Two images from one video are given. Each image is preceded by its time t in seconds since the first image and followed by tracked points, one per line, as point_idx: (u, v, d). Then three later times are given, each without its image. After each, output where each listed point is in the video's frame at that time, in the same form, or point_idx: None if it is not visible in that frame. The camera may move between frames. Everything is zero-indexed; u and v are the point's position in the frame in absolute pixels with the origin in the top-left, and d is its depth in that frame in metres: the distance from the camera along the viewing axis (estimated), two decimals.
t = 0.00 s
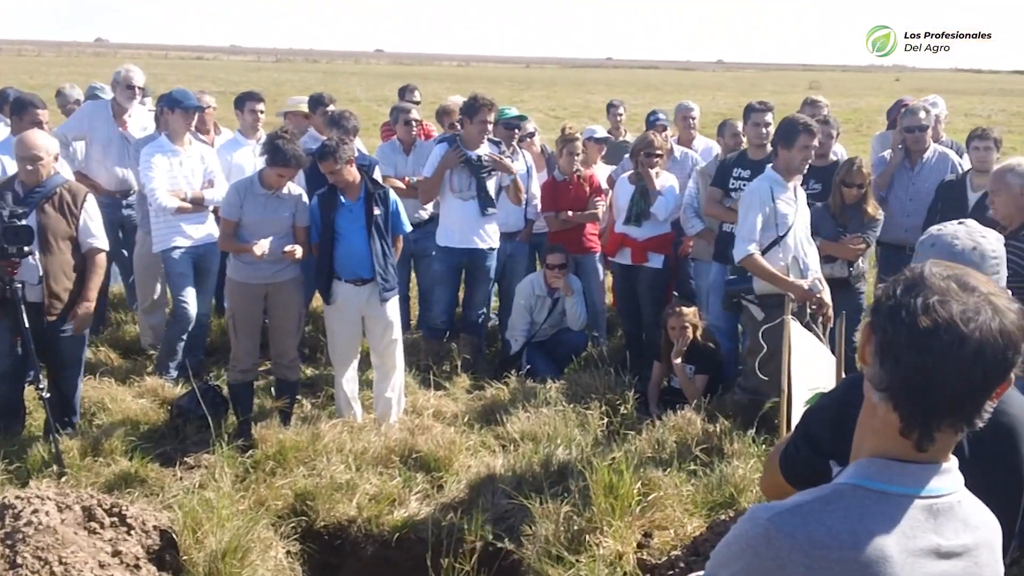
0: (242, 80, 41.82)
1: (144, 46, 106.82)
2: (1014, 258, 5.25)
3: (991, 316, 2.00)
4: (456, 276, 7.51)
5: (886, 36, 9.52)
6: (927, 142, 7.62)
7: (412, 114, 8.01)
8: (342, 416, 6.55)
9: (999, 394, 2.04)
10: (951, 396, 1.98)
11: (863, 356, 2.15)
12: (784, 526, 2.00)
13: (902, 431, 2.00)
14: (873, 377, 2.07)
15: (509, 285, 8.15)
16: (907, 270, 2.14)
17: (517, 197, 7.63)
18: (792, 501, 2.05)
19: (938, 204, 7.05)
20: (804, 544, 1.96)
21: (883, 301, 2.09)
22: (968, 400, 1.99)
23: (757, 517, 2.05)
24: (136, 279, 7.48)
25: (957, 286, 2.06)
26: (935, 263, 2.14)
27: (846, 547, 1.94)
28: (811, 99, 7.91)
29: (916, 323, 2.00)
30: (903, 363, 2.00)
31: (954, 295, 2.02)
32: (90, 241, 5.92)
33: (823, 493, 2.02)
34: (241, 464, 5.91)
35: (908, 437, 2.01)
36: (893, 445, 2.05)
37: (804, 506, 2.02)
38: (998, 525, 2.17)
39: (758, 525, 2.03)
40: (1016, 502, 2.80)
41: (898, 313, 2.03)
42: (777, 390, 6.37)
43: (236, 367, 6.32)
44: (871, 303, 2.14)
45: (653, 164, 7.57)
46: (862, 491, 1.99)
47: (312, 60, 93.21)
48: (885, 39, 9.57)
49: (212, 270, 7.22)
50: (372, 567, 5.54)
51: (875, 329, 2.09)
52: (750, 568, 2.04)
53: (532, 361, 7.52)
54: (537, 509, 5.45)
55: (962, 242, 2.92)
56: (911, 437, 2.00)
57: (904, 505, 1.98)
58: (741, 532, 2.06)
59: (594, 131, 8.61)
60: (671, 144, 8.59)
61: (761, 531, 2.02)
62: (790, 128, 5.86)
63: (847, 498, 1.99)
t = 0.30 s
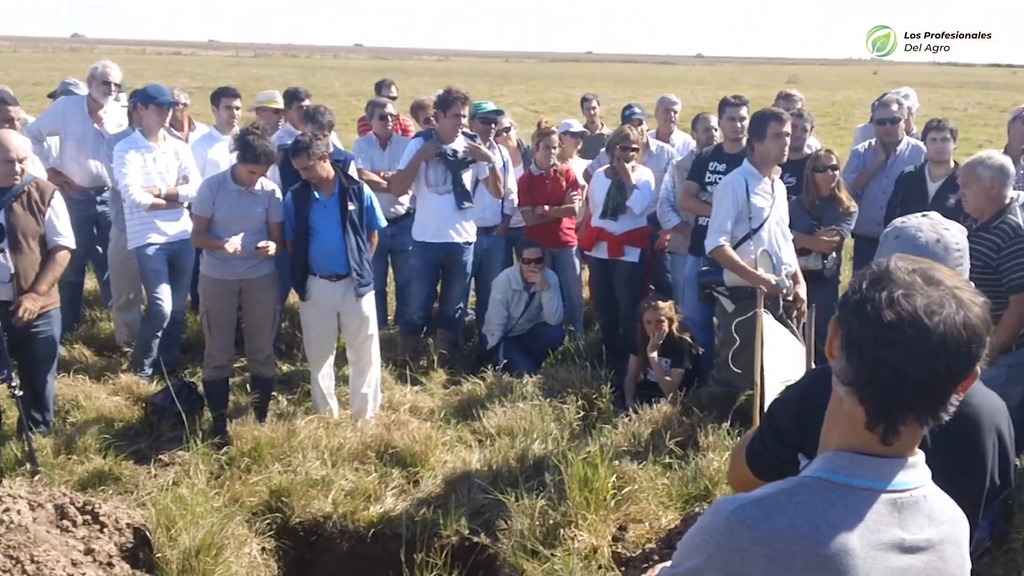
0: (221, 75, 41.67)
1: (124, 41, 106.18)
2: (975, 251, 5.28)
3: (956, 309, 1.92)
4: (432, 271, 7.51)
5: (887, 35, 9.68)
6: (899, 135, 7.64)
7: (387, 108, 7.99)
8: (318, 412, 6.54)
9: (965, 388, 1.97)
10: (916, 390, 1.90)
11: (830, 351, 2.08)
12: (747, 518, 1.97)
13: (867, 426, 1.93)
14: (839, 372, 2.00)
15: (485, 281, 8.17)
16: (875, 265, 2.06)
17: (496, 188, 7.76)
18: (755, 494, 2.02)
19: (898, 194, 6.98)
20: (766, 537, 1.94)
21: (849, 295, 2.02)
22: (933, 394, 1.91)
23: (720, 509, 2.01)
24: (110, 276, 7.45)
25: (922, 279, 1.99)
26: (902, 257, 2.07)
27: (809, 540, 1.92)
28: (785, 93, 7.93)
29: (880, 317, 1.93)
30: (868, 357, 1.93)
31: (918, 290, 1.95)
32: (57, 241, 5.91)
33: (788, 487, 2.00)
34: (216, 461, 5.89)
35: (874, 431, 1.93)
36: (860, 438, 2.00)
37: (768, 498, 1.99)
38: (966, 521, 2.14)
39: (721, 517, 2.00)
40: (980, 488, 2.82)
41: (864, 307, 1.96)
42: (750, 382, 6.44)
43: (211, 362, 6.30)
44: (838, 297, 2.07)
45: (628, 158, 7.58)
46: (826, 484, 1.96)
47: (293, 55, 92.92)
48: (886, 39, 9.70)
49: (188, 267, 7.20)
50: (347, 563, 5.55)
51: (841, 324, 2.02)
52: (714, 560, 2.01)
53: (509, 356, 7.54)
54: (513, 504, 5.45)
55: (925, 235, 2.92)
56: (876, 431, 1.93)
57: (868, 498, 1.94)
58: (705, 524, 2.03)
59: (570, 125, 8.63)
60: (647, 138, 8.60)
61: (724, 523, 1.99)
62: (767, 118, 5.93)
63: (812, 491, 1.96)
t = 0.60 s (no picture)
0: (199, 70, 41.40)
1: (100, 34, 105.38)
2: (942, 242, 5.36)
3: (902, 299, 1.94)
4: (405, 265, 7.50)
5: (886, 36, 9.79)
6: (868, 127, 7.68)
7: (360, 102, 7.96)
8: (291, 408, 6.53)
9: (914, 378, 1.98)
10: (864, 380, 1.91)
11: (783, 345, 2.09)
12: (703, 511, 1.95)
13: (818, 416, 1.93)
14: (790, 364, 2.01)
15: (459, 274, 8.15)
16: (824, 258, 2.08)
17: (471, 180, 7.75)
18: (711, 486, 2.00)
19: (862, 187, 7.01)
20: (721, 530, 1.92)
21: (799, 288, 2.03)
22: (882, 385, 1.92)
23: (677, 503, 1.99)
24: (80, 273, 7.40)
25: (869, 271, 2.00)
26: (851, 250, 2.09)
27: (763, 531, 1.90)
28: (756, 85, 7.98)
29: (827, 309, 1.94)
30: (817, 349, 1.94)
31: (866, 281, 1.96)
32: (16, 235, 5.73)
33: (744, 478, 1.98)
34: (187, 458, 5.86)
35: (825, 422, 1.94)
36: (813, 429, 2.01)
37: (724, 490, 1.97)
38: (921, 512, 2.14)
39: (677, 511, 1.98)
40: (937, 478, 2.83)
41: (812, 299, 1.98)
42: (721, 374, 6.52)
43: (183, 358, 6.28)
44: (788, 290, 2.08)
45: (602, 152, 7.59)
46: (781, 475, 1.96)
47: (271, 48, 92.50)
48: (886, 39, 9.86)
49: (159, 263, 7.16)
50: (319, 559, 5.56)
51: (792, 318, 2.03)
52: (670, 555, 1.98)
53: (482, 350, 7.54)
54: (485, 498, 5.45)
55: (884, 228, 2.95)
56: (827, 422, 1.93)
57: (821, 489, 1.94)
58: (661, 518, 2.01)
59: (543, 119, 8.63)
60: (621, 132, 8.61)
61: (680, 517, 1.97)
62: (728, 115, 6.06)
63: (767, 483, 1.95)
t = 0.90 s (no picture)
0: (175, 64, 41.11)
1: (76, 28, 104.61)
2: (908, 233, 5.36)
3: (842, 289, 1.95)
4: (377, 260, 7.49)
5: (884, 35, 9.82)
6: (837, 119, 7.70)
7: (331, 96, 7.92)
8: (260, 403, 6.51)
9: (855, 367, 1.99)
10: (805, 371, 1.92)
11: (728, 339, 2.10)
12: (647, 506, 1.95)
13: (763, 407, 1.94)
14: (734, 356, 2.02)
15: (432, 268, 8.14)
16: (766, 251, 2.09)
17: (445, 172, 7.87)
18: (655, 482, 2.00)
19: (829, 179, 7.05)
20: (665, 524, 1.92)
21: (742, 281, 2.04)
22: (823, 375, 1.93)
23: (622, 499, 1.99)
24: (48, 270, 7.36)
25: (809, 262, 2.02)
26: (793, 243, 2.10)
27: (707, 523, 1.91)
28: (722, 78, 8.01)
29: (768, 300, 1.95)
30: (759, 341, 1.95)
31: (806, 272, 1.97)
32: None
33: (688, 473, 1.99)
34: (156, 455, 5.84)
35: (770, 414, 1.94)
36: (758, 422, 2.02)
37: (669, 485, 1.98)
38: (868, 502, 2.15)
39: (622, 506, 1.97)
40: (893, 470, 2.85)
41: (754, 291, 1.99)
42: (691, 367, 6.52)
43: (151, 354, 6.26)
44: (732, 284, 2.09)
45: (573, 145, 7.57)
46: (724, 468, 1.97)
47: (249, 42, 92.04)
48: (886, 40, 9.84)
49: (127, 258, 7.12)
50: (288, 555, 5.55)
51: (735, 310, 2.04)
52: (616, 550, 1.98)
53: (454, 344, 7.52)
54: (455, 492, 5.45)
55: (842, 220, 2.95)
56: (772, 414, 1.93)
57: (765, 480, 1.95)
58: (607, 515, 2.00)
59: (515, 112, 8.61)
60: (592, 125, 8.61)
61: (625, 512, 1.97)
62: (702, 106, 6.03)
63: (711, 476, 1.96)
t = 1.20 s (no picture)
0: (154, 59, 40.82)
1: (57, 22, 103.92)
2: (877, 224, 5.36)
3: (780, 284, 1.96)
4: (349, 255, 7.50)
5: (887, 35, 9.85)
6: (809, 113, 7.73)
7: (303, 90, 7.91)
8: (231, 399, 6.49)
9: (795, 360, 2.00)
10: (745, 366, 1.93)
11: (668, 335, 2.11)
12: (588, 506, 1.93)
13: (705, 404, 1.94)
14: (675, 353, 2.02)
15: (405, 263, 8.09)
16: (705, 246, 2.09)
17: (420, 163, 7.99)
18: (596, 480, 1.99)
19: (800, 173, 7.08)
20: (606, 523, 1.91)
21: (681, 276, 2.04)
22: (763, 370, 1.94)
23: (563, 498, 1.97)
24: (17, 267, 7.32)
25: (748, 257, 2.01)
26: (731, 236, 2.10)
27: (648, 522, 1.90)
28: (689, 73, 8.05)
29: (706, 296, 1.96)
30: (699, 337, 1.96)
31: (744, 267, 1.97)
32: None
33: (629, 470, 1.98)
34: (124, 452, 5.81)
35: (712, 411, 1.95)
36: (700, 418, 2.01)
37: (609, 483, 1.96)
38: (812, 494, 2.15)
39: (562, 506, 1.95)
40: (846, 464, 2.85)
41: (692, 287, 1.99)
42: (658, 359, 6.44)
43: (120, 350, 6.20)
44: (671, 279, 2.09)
45: (546, 139, 7.56)
46: (666, 465, 1.96)
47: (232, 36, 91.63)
48: (886, 38, 9.87)
49: (97, 255, 7.10)
50: (259, 552, 5.53)
51: (675, 305, 2.04)
52: (558, 549, 1.96)
53: (427, 338, 7.50)
54: (425, 487, 5.44)
55: (797, 215, 2.93)
56: (713, 410, 1.94)
57: (706, 478, 1.94)
58: (548, 514, 1.99)
59: (488, 106, 8.58)
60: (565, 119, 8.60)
61: (566, 512, 1.95)
62: (675, 97, 6.05)
63: (652, 474, 1.95)
